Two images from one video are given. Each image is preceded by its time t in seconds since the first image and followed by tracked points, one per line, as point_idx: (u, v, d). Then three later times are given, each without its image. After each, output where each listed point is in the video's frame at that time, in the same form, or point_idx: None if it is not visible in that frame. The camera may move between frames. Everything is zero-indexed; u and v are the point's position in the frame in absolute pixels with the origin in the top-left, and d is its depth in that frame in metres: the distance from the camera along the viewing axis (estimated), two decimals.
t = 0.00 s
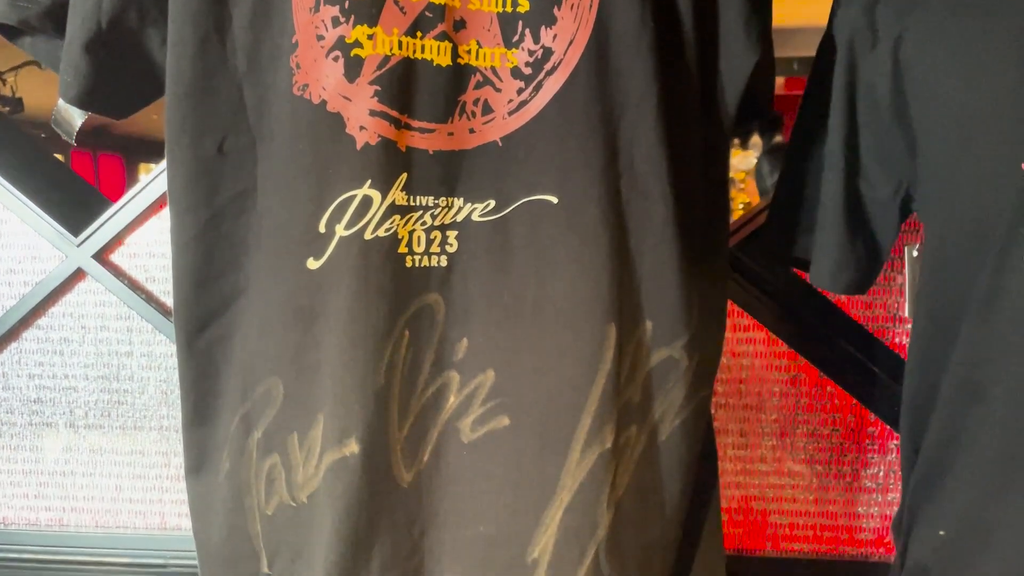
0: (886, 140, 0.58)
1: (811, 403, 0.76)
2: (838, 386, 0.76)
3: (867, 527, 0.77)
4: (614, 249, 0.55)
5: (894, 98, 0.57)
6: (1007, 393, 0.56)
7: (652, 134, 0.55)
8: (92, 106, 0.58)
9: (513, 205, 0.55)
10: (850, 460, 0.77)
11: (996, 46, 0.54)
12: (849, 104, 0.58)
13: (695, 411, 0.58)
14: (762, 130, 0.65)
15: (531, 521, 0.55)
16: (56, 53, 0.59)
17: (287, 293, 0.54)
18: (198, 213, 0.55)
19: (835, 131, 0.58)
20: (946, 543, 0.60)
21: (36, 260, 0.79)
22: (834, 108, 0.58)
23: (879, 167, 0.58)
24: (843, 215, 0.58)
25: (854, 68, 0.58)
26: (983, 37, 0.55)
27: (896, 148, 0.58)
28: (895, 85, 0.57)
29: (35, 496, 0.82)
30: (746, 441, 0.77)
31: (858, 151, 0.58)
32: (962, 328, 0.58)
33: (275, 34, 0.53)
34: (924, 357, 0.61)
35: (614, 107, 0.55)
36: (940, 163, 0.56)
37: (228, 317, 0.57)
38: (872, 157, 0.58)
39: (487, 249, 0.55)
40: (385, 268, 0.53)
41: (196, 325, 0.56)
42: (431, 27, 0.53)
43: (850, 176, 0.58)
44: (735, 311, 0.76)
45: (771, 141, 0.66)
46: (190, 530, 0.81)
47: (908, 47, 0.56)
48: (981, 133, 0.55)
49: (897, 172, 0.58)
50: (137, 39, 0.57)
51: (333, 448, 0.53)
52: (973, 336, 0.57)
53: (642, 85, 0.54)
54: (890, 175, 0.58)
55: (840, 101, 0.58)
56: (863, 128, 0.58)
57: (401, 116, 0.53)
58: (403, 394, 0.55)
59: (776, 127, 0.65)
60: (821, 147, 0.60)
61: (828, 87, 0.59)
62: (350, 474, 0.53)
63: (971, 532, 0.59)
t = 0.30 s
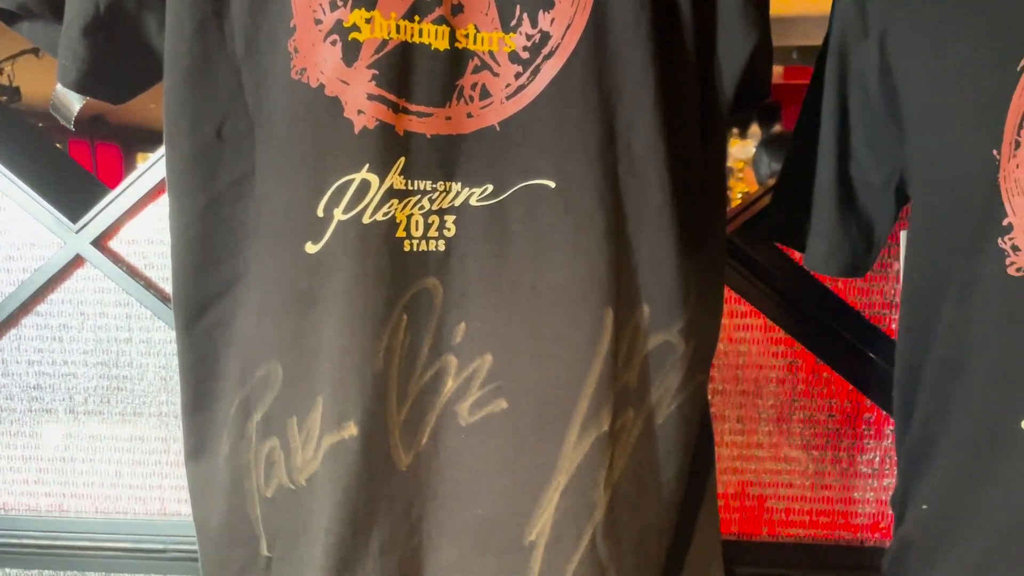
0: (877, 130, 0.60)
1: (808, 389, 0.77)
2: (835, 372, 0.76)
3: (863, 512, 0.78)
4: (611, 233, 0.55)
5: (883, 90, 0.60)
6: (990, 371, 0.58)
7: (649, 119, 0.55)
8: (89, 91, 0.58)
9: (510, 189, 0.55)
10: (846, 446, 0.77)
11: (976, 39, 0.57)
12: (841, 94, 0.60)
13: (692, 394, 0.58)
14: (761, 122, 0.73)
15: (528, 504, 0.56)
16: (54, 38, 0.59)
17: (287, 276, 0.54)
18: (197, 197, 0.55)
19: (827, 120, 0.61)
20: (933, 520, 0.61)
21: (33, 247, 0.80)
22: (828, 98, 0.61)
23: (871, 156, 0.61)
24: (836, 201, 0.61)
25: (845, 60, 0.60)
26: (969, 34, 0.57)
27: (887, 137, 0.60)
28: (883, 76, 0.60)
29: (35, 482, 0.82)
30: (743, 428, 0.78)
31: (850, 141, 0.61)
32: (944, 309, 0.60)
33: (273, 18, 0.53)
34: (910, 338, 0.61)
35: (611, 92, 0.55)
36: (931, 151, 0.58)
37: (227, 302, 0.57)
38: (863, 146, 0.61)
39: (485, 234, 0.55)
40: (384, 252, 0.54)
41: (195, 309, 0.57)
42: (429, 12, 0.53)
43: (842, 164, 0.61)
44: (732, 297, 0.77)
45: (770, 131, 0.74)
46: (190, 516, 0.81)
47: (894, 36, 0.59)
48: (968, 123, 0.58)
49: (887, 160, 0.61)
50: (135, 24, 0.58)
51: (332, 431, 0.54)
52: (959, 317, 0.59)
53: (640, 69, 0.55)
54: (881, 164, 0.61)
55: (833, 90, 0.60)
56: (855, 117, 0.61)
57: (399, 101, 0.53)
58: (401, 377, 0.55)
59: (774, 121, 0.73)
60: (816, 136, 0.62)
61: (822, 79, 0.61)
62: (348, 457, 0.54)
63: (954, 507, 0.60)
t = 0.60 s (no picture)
0: (874, 115, 0.60)
1: (806, 375, 0.77)
2: (833, 358, 0.77)
3: (860, 497, 0.78)
4: (610, 216, 0.55)
5: (882, 73, 0.60)
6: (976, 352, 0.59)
7: (648, 102, 0.55)
8: (85, 74, 0.57)
9: (508, 172, 0.55)
10: (844, 431, 0.77)
11: (981, 23, 0.56)
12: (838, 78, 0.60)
13: (689, 377, 0.59)
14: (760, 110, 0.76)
15: (526, 486, 0.56)
16: (51, 21, 0.59)
17: (285, 259, 0.54)
18: (195, 179, 0.55)
19: (825, 104, 0.61)
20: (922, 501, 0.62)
21: (33, 232, 0.80)
22: (826, 82, 0.61)
23: (868, 140, 0.61)
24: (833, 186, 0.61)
25: (842, 45, 0.60)
26: (972, 14, 0.56)
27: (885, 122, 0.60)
28: (882, 60, 0.59)
29: (35, 467, 0.82)
30: (741, 413, 0.78)
31: (846, 125, 0.61)
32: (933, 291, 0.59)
33: None
34: (905, 323, 0.61)
35: (610, 73, 0.55)
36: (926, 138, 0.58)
37: (226, 285, 0.57)
38: (862, 131, 0.61)
39: (483, 216, 0.55)
40: (382, 234, 0.54)
41: (194, 292, 0.57)
42: None
43: (839, 147, 0.61)
44: (731, 283, 0.77)
45: (769, 121, 0.76)
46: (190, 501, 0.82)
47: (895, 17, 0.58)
48: (970, 105, 0.57)
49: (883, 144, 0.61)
50: (133, 7, 0.57)
51: (330, 413, 0.54)
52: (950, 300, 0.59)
53: (639, 51, 0.54)
54: (879, 148, 0.61)
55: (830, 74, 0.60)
56: (852, 102, 0.61)
57: (397, 82, 0.53)
58: (400, 359, 0.55)
59: (774, 110, 0.76)
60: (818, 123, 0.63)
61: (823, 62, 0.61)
62: (346, 439, 0.53)
63: (944, 485, 0.61)
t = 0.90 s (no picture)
0: (875, 99, 0.60)
1: (807, 362, 0.77)
2: (833, 344, 0.77)
3: (860, 483, 0.78)
4: (609, 199, 0.55)
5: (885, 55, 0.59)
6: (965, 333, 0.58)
7: (648, 85, 0.55)
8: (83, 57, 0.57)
9: (507, 154, 0.55)
10: (845, 418, 0.77)
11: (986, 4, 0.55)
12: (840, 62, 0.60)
13: (689, 361, 0.58)
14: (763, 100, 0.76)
15: (525, 469, 0.56)
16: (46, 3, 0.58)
17: (283, 241, 0.54)
18: (193, 162, 0.55)
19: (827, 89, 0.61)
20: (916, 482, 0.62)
21: (33, 218, 0.80)
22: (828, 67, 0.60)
23: (870, 124, 0.61)
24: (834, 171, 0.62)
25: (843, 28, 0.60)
26: None
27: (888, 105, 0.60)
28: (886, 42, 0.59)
29: (35, 453, 0.83)
30: (741, 400, 0.78)
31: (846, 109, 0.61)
32: (925, 274, 0.59)
33: None
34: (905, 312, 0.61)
35: (610, 55, 0.54)
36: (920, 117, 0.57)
37: (224, 269, 0.57)
38: (864, 114, 0.61)
39: (482, 199, 0.55)
40: (381, 216, 0.53)
41: (192, 276, 0.56)
42: None
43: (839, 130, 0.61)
44: (731, 270, 0.77)
45: (772, 110, 0.76)
46: (190, 487, 0.82)
47: None
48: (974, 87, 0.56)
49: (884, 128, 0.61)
50: None
51: (329, 397, 0.53)
52: (943, 281, 0.58)
53: (639, 33, 0.54)
54: (880, 132, 0.60)
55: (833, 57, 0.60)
56: (853, 86, 0.60)
57: (395, 63, 0.53)
58: (398, 343, 0.55)
59: (776, 100, 0.76)
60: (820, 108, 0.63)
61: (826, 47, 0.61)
62: (344, 421, 0.53)
63: (938, 468, 0.61)
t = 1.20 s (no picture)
0: (876, 86, 0.60)
1: (807, 351, 0.77)
2: (834, 334, 0.77)
3: (860, 473, 0.78)
4: (608, 185, 0.54)
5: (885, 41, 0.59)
6: (955, 317, 0.57)
7: (647, 71, 0.54)
8: (80, 42, 0.57)
9: (505, 141, 0.54)
10: (845, 408, 0.77)
11: None
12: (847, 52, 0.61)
13: (688, 349, 0.58)
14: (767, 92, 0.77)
15: (522, 456, 0.56)
16: None
17: (280, 227, 0.53)
18: (190, 148, 0.54)
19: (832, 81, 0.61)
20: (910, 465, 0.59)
21: (31, 207, 0.80)
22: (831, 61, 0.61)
23: (871, 112, 0.60)
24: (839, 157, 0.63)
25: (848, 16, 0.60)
26: None
27: (890, 92, 0.59)
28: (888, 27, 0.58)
29: (35, 441, 0.83)
30: (741, 389, 0.78)
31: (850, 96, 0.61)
32: (916, 258, 0.58)
33: None
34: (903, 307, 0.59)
35: (609, 41, 0.54)
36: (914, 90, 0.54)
37: (222, 255, 0.57)
38: (868, 103, 0.61)
39: (480, 185, 0.55)
40: (378, 202, 0.53)
41: (189, 262, 0.56)
42: None
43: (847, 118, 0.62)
44: (732, 259, 0.78)
45: (775, 103, 0.77)
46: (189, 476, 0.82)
47: None
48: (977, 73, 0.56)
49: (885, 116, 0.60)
50: None
51: (326, 382, 0.53)
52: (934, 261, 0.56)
53: (638, 17, 0.53)
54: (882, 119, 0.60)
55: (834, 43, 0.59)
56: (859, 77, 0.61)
57: (392, 48, 0.52)
58: (395, 329, 0.55)
59: (779, 92, 0.77)
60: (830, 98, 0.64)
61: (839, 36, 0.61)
62: (342, 407, 0.53)
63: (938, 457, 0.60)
